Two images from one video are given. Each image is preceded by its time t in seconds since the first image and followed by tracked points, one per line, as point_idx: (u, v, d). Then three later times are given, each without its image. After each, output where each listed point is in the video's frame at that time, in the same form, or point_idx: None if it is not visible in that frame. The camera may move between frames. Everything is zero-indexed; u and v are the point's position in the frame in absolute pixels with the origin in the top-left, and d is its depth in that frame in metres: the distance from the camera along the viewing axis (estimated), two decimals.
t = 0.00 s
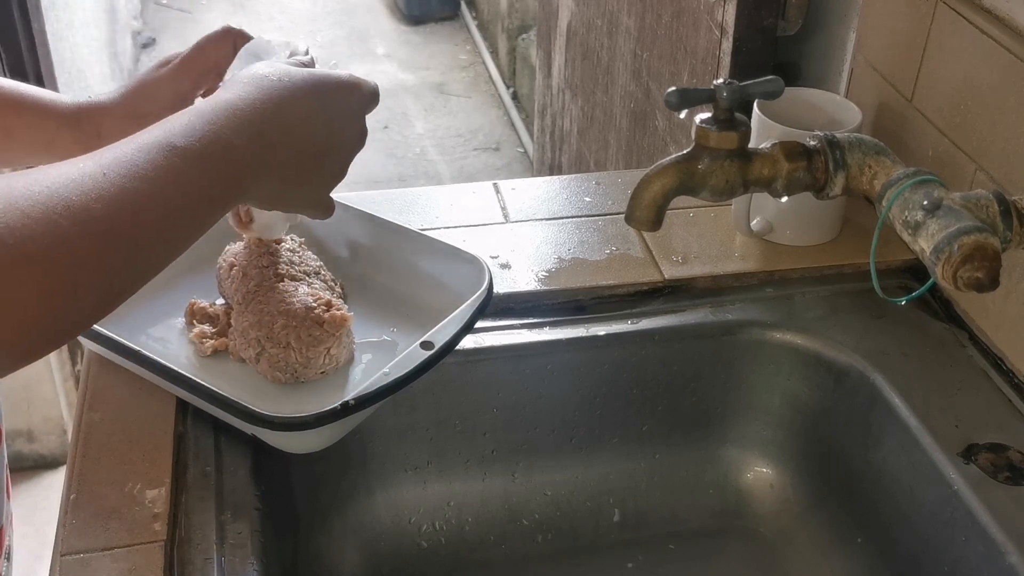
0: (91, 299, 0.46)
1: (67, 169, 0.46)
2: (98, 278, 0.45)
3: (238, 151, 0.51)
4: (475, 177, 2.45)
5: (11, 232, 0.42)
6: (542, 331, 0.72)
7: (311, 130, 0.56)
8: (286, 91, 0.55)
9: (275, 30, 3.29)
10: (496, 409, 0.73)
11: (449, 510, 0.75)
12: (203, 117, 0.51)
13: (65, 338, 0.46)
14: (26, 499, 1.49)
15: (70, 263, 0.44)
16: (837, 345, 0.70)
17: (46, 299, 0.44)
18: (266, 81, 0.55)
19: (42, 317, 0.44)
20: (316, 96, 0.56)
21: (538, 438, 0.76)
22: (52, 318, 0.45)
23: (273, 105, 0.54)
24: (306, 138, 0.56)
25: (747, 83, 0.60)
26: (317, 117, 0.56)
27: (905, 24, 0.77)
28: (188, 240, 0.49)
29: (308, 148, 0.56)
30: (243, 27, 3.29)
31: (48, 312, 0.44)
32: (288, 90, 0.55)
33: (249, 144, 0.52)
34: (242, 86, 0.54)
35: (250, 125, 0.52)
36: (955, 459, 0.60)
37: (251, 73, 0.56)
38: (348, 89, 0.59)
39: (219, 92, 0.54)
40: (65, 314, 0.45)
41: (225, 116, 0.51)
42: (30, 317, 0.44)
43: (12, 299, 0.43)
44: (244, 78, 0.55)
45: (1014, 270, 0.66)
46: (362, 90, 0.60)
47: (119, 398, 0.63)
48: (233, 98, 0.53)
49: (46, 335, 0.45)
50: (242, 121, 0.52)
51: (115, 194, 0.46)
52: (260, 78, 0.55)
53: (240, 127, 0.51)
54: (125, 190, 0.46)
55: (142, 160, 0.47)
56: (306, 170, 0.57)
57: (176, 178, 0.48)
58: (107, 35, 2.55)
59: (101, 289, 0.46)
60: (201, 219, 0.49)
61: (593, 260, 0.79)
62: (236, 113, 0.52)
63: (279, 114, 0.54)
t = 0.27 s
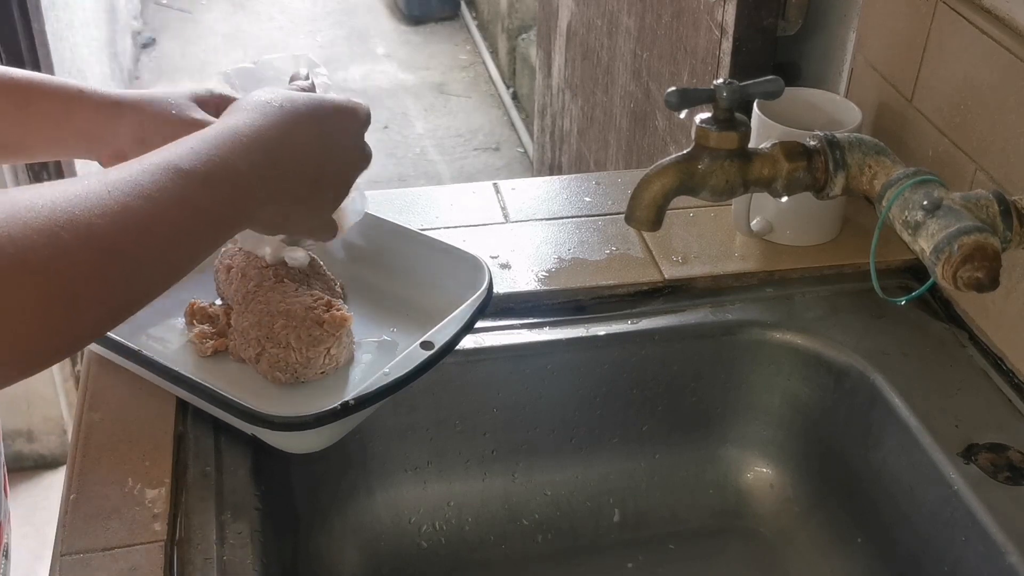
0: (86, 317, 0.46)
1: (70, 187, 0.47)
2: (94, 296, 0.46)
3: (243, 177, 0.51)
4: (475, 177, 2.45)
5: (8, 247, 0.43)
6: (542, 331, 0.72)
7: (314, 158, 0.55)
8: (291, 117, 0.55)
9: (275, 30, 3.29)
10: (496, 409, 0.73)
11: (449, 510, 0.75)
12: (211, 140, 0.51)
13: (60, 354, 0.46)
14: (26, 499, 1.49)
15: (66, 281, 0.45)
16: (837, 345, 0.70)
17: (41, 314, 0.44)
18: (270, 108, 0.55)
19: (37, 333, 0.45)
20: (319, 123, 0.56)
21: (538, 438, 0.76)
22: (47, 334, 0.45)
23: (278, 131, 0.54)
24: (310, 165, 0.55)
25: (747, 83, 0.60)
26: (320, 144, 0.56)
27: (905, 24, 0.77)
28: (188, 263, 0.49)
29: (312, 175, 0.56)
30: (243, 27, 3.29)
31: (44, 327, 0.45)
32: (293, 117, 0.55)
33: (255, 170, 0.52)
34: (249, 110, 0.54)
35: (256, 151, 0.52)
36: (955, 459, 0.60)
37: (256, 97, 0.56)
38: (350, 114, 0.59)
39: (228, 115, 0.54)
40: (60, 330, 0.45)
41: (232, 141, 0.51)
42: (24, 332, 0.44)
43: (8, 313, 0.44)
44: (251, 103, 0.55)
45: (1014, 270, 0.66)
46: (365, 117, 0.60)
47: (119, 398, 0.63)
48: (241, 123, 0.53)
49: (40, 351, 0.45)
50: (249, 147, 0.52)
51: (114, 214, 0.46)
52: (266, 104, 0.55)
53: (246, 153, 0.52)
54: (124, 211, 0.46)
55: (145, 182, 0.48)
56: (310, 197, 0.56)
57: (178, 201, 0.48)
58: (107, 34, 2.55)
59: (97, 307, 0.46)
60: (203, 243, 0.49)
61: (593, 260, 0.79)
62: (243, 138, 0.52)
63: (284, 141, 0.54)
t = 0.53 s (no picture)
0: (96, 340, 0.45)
1: (93, 208, 0.47)
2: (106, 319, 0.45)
3: (270, 216, 0.51)
4: (475, 177, 2.45)
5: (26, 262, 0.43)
6: (542, 331, 0.72)
7: (347, 207, 0.56)
8: (328, 166, 0.55)
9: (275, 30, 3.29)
10: (496, 409, 0.73)
11: (449, 510, 0.75)
12: (242, 179, 0.51)
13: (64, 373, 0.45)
14: (26, 498, 1.49)
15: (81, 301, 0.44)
16: (838, 345, 0.70)
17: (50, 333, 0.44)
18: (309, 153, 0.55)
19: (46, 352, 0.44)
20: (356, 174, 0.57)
21: (538, 438, 0.76)
22: (55, 353, 0.44)
23: (314, 177, 0.54)
24: (342, 213, 0.55)
25: (747, 83, 0.60)
26: (354, 194, 0.56)
27: (905, 24, 0.77)
28: (206, 296, 0.49)
29: (343, 224, 0.56)
30: (243, 27, 3.29)
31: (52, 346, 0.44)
32: (330, 165, 0.55)
33: (284, 211, 0.51)
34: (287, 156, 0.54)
35: (285, 195, 0.52)
36: (955, 459, 0.60)
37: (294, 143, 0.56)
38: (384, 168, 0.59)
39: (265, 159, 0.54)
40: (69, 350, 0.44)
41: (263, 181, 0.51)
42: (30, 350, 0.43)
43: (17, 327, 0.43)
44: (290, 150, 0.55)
45: (1014, 270, 0.66)
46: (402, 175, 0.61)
47: (119, 398, 0.63)
48: (276, 166, 0.53)
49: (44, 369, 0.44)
50: (280, 188, 0.52)
51: (135, 238, 0.46)
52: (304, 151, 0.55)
53: (275, 195, 0.51)
54: (145, 237, 0.46)
55: (171, 212, 0.47)
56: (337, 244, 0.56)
57: (202, 233, 0.48)
58: (107, 34, 2.55)
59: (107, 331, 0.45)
60: (222, 279, 0.49)
61: (593, 260, 0.79)
62: (274, 180, 0.52)
63: (318, 187, 0.54)
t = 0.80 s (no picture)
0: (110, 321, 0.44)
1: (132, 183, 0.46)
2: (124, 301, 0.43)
3: (303, 223, 0.50)
4: (475, 177, 2.45)
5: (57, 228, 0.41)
6: (542, 331, 0.72)
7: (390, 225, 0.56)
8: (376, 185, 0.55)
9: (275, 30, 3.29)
10: (496, 409, 0.73)
11: (449, 510, 0.75)
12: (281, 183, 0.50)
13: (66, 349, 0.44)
14: (27, 498, 1.49)
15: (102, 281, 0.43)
16: (838, 345, 0.70)
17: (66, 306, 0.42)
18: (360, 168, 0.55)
19: (56, 325, 0.42)
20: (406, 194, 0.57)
21: (538, 439, 0.76)
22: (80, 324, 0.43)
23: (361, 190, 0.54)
24: (381, 224, 0.55)
25: (747, 83, 0.60)
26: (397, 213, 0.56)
27: (905, 24, 0.77)
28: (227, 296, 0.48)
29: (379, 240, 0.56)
30: (243, 27, 3.29)
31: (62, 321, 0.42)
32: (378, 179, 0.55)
33: (319, 222, 0.51)
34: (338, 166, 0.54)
35: (325, 199, 0.51)
36: (955, 459, 0.60)
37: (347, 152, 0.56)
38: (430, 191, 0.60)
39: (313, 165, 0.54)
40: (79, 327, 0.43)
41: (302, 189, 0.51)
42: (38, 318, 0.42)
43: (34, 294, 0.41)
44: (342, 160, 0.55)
45: (1014, 270, 0.66)
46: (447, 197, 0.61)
47: (119, 398, 0.63)
48: (322, 175, 0.52)
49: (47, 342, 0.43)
50: (320, 197, 0.51)
51: (170, 222, 0.45)
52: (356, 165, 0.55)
53: (315, 197, 0.51)
54: (179, 223, 0.45)
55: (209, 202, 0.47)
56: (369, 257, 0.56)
57: (234, 230, 0.47)
58: (107, 34, 2.55)
59: (121, 313, 0.44)
60: (248, 275, 0.48)
61: (593, 260, 0.79)
62: (315, 189, 0.51)
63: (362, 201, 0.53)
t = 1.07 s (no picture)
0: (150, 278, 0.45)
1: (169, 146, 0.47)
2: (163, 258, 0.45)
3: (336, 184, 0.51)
4: (474, 177, 2.45)
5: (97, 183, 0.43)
6: (542, 331, 0.72)
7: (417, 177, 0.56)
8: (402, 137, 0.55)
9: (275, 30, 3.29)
10: (496, 409, 0.73)
11: (449, 509, 0.75)
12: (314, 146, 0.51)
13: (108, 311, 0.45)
14: (27, 498, 1.49)
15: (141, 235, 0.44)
16: (838, 345, 0.70)
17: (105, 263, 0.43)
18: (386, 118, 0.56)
19: (98, 281, 0.43)
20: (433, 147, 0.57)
21: (538, 438, 0.76)
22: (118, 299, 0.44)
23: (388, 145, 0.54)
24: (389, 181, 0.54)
25: (747, 83, 0.60)
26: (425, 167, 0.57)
27: (905, 24, 0.77)
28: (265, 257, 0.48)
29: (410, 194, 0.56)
30: (243, 27, 3.29)
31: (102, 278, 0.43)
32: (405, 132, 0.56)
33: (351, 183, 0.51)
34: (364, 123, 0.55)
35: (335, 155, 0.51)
36: (955, 459, 0.60)
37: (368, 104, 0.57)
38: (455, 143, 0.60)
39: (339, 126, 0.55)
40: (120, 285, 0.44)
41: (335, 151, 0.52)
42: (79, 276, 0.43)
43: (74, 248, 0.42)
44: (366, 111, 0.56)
45: (1014, 270, 0.66)
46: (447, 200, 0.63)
47: (120, 398, 0.63)
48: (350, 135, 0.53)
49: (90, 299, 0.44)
50: (352, 157, 0.52)
51: (204, 180, 0.46)
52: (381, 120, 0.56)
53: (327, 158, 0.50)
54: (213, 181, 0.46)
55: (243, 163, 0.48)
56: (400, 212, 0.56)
57: (267, 187, 0.48)
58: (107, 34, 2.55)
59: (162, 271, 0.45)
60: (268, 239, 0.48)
61: (593, 260, 0.79)
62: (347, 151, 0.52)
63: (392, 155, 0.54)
